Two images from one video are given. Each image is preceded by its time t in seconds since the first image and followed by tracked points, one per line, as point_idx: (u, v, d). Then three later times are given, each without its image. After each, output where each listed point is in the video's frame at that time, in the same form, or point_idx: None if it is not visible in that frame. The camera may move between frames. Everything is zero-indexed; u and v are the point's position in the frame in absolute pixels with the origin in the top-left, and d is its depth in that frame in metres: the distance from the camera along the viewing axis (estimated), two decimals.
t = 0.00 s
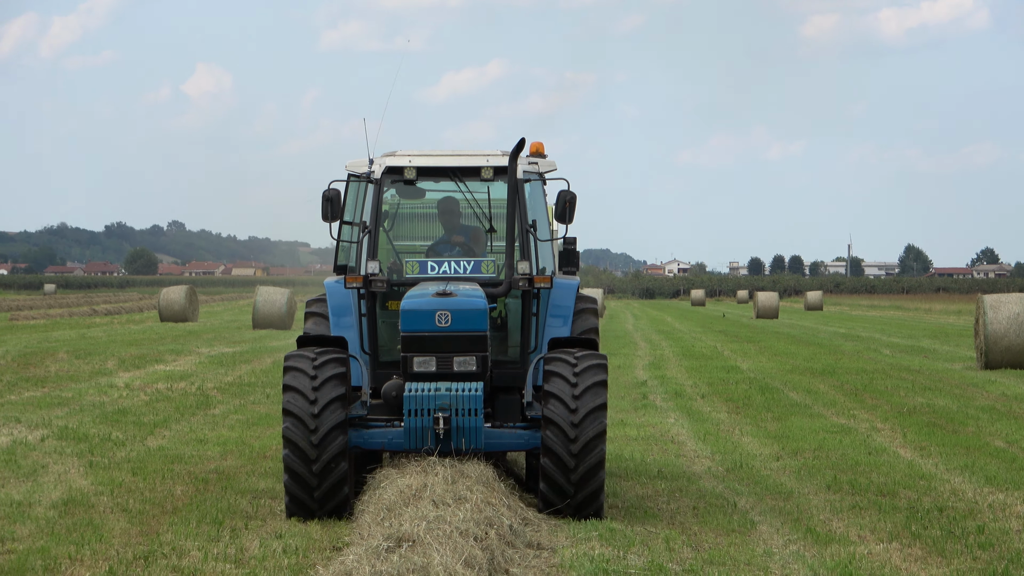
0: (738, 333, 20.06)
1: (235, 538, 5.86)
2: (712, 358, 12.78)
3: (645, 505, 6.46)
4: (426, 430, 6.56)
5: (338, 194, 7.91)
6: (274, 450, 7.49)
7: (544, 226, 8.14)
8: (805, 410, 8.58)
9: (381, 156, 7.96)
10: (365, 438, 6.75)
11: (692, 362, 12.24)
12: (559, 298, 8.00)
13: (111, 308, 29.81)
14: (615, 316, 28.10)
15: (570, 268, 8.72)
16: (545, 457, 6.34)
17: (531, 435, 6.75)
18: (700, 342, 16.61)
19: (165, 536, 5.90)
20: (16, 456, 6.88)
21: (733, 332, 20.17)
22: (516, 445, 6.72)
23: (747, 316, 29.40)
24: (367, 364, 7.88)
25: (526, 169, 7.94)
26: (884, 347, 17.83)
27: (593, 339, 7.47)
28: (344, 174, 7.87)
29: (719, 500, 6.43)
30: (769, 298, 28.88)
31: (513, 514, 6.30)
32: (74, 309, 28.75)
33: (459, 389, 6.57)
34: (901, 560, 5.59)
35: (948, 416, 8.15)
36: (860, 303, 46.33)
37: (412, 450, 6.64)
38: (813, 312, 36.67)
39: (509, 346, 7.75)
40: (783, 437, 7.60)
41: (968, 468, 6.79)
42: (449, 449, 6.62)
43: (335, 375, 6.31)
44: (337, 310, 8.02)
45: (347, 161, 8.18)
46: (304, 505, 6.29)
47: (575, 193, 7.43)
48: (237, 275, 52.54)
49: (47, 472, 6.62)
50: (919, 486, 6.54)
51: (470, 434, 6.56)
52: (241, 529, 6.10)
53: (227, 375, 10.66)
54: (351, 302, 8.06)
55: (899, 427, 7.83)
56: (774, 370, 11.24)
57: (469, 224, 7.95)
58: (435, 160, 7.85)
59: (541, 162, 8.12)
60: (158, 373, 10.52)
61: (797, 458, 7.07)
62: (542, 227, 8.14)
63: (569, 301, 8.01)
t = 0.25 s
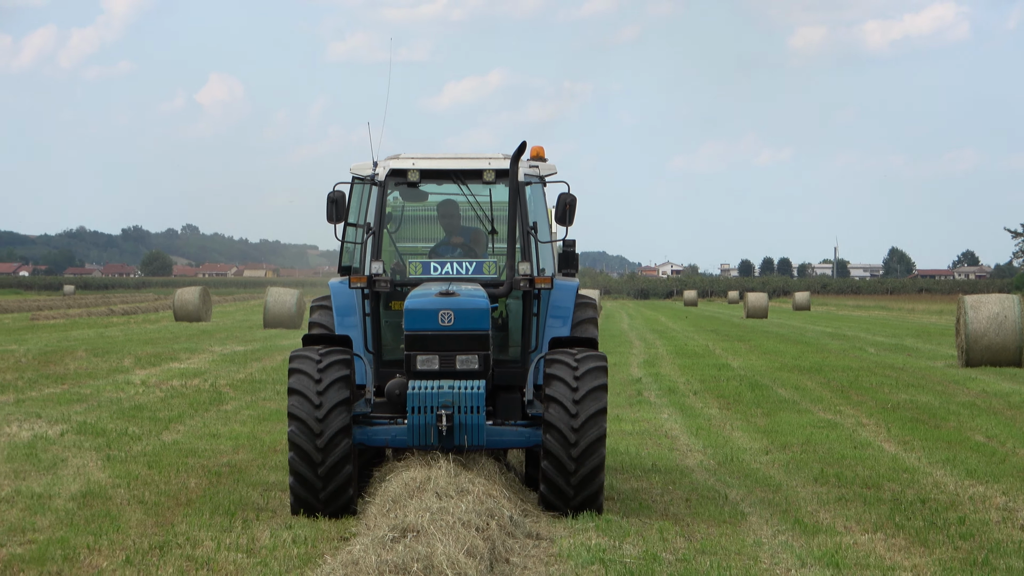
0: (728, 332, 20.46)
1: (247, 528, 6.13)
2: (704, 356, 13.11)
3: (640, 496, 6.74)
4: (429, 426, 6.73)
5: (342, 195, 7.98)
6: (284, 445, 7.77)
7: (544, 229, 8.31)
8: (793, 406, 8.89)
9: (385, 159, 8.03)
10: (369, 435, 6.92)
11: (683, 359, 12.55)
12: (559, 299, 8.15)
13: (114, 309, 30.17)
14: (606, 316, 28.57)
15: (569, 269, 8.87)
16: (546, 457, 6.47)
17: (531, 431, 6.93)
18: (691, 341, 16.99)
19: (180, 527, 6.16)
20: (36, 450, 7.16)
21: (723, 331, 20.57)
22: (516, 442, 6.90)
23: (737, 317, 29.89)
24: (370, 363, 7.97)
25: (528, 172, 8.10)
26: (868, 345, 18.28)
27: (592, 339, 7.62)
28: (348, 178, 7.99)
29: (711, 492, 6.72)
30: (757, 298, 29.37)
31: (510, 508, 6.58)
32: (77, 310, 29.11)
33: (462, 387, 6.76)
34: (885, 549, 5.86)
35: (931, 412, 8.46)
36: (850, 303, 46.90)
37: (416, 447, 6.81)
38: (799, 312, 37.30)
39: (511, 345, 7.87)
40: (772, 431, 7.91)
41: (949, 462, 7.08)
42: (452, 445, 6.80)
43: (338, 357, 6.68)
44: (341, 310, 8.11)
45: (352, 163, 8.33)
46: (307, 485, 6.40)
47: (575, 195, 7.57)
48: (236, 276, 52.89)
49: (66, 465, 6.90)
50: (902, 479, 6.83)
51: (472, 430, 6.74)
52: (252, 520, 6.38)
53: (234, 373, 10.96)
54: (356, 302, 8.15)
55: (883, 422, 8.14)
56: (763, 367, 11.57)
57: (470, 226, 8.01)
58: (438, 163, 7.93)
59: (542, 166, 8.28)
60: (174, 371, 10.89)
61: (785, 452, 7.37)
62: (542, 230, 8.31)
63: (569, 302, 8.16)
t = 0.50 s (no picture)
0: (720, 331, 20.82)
1: (257, 519, 6.40)
2: (697, 354, 13.42)
3: (635, 488, 7.03)
4: (432, 426, 6.92)
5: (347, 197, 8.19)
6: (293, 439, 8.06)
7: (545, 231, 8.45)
8: (783, 402, 9.21)
9: (390, 162, 8.25)
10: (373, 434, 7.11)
11: (677, 358, 12.87)
12: (559, 299, 8.25)
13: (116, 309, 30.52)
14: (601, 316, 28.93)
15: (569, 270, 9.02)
16: (546, 444, 6.59)
17: (531, 431, 7.11)
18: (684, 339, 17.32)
19: (194, 517, 6.43)
20: (56, 444, 7.45)
21: (715, 331, 20.94)
22: (517, 441, 7.08)
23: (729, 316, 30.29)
24: (374, 362, 8.13)
25: (529, 175, 8.23)
26: (855, 344, 18.68)
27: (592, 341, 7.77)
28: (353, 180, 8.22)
29: (703, 484, 7.01)
30: (749, 299, 29.78)
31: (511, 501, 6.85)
32: (80, 311, 29.46)
33: (464, 388, 6.95)
34: (870, 539, 6.14)
35: (914, 407, 8.79)
36: (843, 304, 47.33)
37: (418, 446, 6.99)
38: (789, 311, 37.79)
39: (512, 345, 8.01)
40: (761, 426, 8.22)
41: (932, 455, 7.38)
42: (454, 444, 6.98)
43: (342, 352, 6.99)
44: (345, 309, 8.24)
45: (357, 166, 8.54)
46: (310, 465, 6.58)
47: (575, 198, 7.61)
48: (237, 277, 53.21)
49: (85, 458, 7.18)
50: (886, 472, 7.13)
51: (473, 430, 6.94)
52: (263, 510, 6.66)
53: (242, 371, 11.25)
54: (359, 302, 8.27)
55: (868, 417, 8.46)
56: (753, 365, 11.89)
57: (473, 228, 8.20)
58: (442, 166, 8.16)
59: (543, 169, 8.39)
60: (188, 369, 11.24)
61: (774, 446, 7.68)
62: (544, 232, 8.44)
63: (569, 302, 8.26)
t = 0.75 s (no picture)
0: (712, 331, 21.18)
1: (267, 510, 6.67)
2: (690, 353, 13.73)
3: (630, 481, 7.31)
4: (432, 425, 6.91)
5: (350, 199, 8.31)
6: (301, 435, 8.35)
7: (544, 232, 8.64)
8: (772, 398, 9.53)
9: (392, 164, 8.38)
10: (374, 433, 7.10)
11: (670, 356, 13.18)
12: (558, 299, 8.35)
13: (119, 309, 30.88)
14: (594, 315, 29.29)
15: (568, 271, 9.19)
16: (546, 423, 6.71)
17: (531, 429, 7.13)
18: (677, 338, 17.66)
19: (207, 509, 6.70)
20: (75, 439, 7.73)
21: (708, 330, 21.31)
22: (517, 439, 7.10)
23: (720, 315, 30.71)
24: (376, 361, 8.24)
25: (529, 177, 8.42)
26: (841, 343, 19.06)
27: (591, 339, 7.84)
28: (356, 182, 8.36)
29: (696, 477, 7.30)
30: (739, 300, 30.22)
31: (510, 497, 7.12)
32: (83, 311, 29.81)
33: (464, 387, 6.94)
34: (857, 530, 6.41)
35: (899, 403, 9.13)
36: (836, 304, 47.76)
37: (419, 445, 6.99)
38: (779, 311, 38.25)
39: (511, 344, 8.12)
40: (752, 422, 8.54)
41: (915, 450, 7.68)
42: (454, 443, 6.97)
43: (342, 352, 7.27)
44: (348, 309, 8.36)
45: (360, 169, 8.76)
46: (313, 443, 6.72)
47: (574, 201, 7.65)
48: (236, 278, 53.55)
49: (102, 452, 7.46)
50: (872, 465, 7.43)
51: (474, 429, 6.94)
52: (273, 502, 6.94)
53: (249, 369, 11.55)
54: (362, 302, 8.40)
55: (855, 413, 8.76)
56: (745, 363, 12.20)
57: (474, 229, 8.35)
58: (444, 169, 8.30)
59: (543, 171, 8.54)
60: (198, 367, 11.58)
61: (764, 441, 7.97)
62: (542, 234, 8.63)
63: (568, 302, 8.36)
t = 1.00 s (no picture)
0: (704, 329, 21.63)
1: (278, 501, 6.99)
2: (682, 351, 14.12)
3: (625, 473, 7.66)
4: (433, 425, 6.96)
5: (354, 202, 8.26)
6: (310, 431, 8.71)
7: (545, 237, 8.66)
8: (761, 395, 10.03)
9: (396, 167, 8.33)
10: (376, 432, 7.17)
11: (664, 354, 13.57)
12: (559, 301, 8.36)
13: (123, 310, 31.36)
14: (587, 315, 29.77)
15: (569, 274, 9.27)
16: (546, 420, 6.91)
17: (531, 429, 7.20)
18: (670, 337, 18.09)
19: (221, 500, 7.02)
20: (95, 434, 8.19)
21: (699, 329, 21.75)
22: (517, 439, 7.16)
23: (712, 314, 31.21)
24: (378, 362, 8.16)
25: (531, 182, 8.41)
26: (827, 341, 19.54)
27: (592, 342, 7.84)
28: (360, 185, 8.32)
29: (688, 469, 7.65)
30: (730, 300, 30.74)
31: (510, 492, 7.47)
32: (84, 312, 30.25)
33: (465, 388, 6.96)
34: (842, 520, 6.73)
35: (881, 399, 9.66)
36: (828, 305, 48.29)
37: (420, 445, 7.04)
38: (767, 311, 38.82)
39: (512, 346, 8.12)
40: (741, 417, 9.00)
41: (897, 444, 8.08)
42: (455, 443, 7.02)
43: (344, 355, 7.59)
44: (351, 310, 8.30)
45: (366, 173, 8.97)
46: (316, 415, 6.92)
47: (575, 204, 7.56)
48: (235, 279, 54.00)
49: (120, 446, 7.92)
50: (856, 458, 7.79)
51: (474, 429, 6.99)
52: (284, 494, 7.27)
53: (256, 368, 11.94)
54: (366, 303, 8.34)
55: (839, 409, 9.21)
56: (735, 361, 12.59)
57: (476, 233, 8.32)
58: (447, 173, 8.27)
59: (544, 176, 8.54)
60: (206, 366, 11.97)
61: (753, 435, 8.41)
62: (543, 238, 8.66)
63: (569, 305, 8.37)
